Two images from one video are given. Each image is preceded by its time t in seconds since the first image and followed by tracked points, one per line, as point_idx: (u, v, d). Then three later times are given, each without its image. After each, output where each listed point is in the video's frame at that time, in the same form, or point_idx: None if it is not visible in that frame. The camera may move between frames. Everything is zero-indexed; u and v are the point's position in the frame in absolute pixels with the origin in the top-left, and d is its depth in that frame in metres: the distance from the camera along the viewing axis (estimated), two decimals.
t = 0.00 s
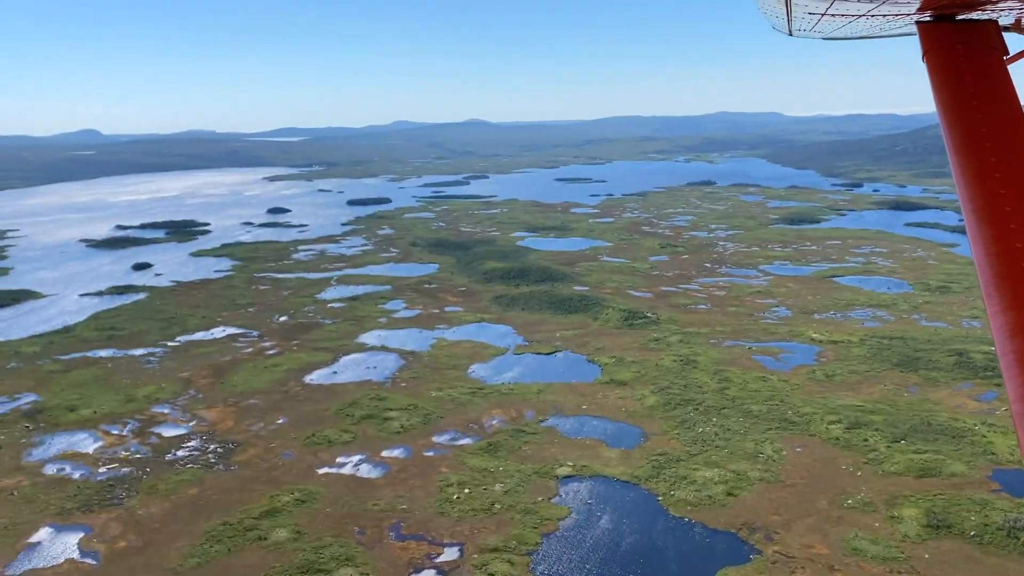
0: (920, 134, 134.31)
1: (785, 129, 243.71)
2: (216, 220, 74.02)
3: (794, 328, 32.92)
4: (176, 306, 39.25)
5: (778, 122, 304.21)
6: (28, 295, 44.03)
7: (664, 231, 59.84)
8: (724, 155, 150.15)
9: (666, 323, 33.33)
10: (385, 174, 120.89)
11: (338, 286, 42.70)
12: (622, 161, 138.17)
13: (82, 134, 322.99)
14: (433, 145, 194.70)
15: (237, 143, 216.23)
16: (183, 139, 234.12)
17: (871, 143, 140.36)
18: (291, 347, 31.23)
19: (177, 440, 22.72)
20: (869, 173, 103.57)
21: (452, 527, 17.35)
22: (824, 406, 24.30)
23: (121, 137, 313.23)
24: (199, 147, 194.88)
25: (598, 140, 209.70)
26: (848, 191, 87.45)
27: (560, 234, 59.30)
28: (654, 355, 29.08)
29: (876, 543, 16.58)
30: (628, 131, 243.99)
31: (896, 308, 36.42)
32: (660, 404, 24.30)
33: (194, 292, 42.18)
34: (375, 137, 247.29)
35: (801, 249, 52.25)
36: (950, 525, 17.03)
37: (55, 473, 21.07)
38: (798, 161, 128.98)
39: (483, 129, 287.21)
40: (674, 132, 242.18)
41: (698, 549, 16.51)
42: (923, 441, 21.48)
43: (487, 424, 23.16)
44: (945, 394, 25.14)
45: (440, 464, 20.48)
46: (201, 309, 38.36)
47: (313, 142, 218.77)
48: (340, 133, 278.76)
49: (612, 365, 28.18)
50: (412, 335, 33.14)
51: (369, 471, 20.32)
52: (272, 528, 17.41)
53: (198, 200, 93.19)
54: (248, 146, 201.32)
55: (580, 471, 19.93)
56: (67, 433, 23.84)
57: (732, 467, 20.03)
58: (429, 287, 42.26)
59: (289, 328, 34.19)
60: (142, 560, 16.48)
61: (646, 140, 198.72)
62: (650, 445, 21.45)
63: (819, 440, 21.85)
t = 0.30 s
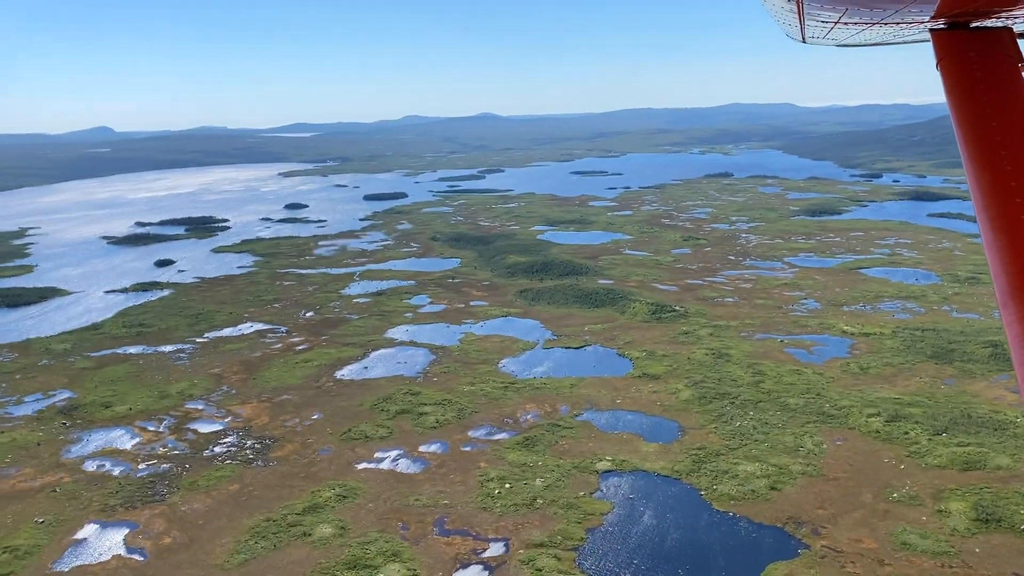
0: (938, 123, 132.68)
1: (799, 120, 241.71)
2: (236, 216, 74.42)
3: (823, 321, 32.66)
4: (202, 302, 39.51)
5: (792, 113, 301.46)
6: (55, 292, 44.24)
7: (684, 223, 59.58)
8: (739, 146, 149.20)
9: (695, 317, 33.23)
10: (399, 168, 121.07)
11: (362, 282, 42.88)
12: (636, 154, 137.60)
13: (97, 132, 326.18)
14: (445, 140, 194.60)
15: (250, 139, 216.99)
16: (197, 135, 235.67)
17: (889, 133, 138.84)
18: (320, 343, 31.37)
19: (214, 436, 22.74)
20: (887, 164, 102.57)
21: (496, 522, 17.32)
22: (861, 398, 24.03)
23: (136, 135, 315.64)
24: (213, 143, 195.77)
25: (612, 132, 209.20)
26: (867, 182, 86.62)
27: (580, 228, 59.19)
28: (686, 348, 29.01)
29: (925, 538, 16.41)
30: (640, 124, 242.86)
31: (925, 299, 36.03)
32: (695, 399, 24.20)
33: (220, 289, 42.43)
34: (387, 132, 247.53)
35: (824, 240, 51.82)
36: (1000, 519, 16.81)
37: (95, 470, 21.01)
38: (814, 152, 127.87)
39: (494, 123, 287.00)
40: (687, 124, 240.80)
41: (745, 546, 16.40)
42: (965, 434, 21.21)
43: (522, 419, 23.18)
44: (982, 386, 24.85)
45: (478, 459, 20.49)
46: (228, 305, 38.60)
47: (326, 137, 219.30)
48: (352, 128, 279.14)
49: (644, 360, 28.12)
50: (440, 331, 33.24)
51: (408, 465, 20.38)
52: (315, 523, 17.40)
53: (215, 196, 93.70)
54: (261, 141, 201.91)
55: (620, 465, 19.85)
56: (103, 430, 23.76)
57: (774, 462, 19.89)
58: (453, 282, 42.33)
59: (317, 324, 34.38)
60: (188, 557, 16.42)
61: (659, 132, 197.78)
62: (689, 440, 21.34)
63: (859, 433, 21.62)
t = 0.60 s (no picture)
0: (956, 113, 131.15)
1: (812, 112, 240.12)
2: (254, 213, 74.96)
3: (852, 313, 32.43)
4: (229, 299, 39.87)
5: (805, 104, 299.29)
6: (81, 290, 44.79)
7: (704, 217, 59.39)
8: (753, 139, 148.38)
9: (724, 311, 33.23)
10: (414, 164, 121.44)
11: (385, 278, 43.09)
12: (650, 147, 137.22)
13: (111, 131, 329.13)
14: (456, 136, 194.52)
15: (262, 137, 217.93)
16: (209, 133, 237.66)
17: (906, 125, 137.46)
18: (349, 340, 31.61)
19: (251, 433, 22.89)
20: (905, 155, 101.63)
21: (539, 518, 17.32)
22: (898, 391, 23.70)
23: (149, 133, 318.48)
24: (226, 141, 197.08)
25: (624, 126, 208.52)
26: (885, 174, 85.88)
27: (599, 222, 59.16)
28: (717, 343, 29.02)
29: (975, 533, 16.13)
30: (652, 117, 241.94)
31: (954, 292, 35.68)
32: (730, 393, 24.10)
33: (244, 286, 42.79)
34: (398, 128, 248.05)
35: (847, 233, 51.47)
36: None
37: (134, 467, 21.06)
38: (830, 144, 126.92)
39: (505, 118, 286.73)
40: (699, 117, 239.45)
41: (792, 540, 16.24)
42: (1008, 428, 20.89)
43: (556, 414, 23.21)
44: (1021, 379, 24.50)
45: (516, 455, 20.53)
46: (254, 302, 38.93)
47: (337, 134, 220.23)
48: (364, 125, 279.90)
49: (675, 354, 28.13)
50: (467, 326, 33.36)
51: (446, 461, 20.44)
52: (359, 520, 17.46)
53: (232, 194, 94.39)
54: (274, 139, 202.61)
55: (660, 461, 19.81)
56: (138, 427, 23.83)
57: (815, 456, 19.69)
58: (476, 277, 42.43)
59: (344, 320, 34.62)
60: (235, 553, 16.44)
61: (671, 126, 197.07)
62: (726, 435, 21.25)
63: (899, 426, 21.32)
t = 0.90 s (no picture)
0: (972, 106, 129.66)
1: (823, 105, 238.35)
2: (269, 211, 75.17)
3: (878, 308, 32.10)
4: (251, 296, 40.01)
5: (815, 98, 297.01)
6: (103, 288, 45.03)
7: (721, 212, 59.03)
8: (765, 134, 147.44)
9: (749, 306, 33.06)
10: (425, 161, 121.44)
11: (405, 274, 43.09)
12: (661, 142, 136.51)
13: (122, 129, 330.99)
14: (466, 132, 194.43)
15: (273, 135, 218.53)
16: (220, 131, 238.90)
17: (920, 117, 136.02)
18: (374, 337, 31.72)
19: (282, 430, 22.94)
20: (921, 149, 100.58)
21: (577, 515, 17.23)
22: (933, 386, 23.36)
23: (159, 131, 320.09)
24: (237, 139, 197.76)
25: (634, 120, 207.75)
26: (902, 167, 85.04)
27: (615, 218, 58.92)
28: (745, 339, 28.87)
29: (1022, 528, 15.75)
30: (662, 112, 240.79)
31: (982, 286, 35.22)
32: (762, 389, 23.93)
33: (265, 283, 42.91)
34: (407, 125, 248.13)
35: (867, 227, 50.99)
36: None
37: (168, 464, 20.98)
38: (844, 138, 125.84)
39: (514, 114, 286.16)
40: (710, 111, 238.00)
41: (836, 537, 16.00)
42: None
43: (587, 411, 23.12)
44: None
45: (550, 452, 20.47)
46: (276, 299, 39.05)
47: (347, 131, 220.55)
48: (373, 122, 280.21)
49: (703, 351, 27.97)
50: (490, 322, 33.31)
51: (480, 458, 20.41)
52: (397, 517, 17.45)
53: (246, 191, 94.71)
54: (284, 136, 203.12)
55: (696, 458, 19.68)
56: (169, 425, 23.82)
57: (852, 452, 19.46)
58: (496, 273, 42.36)
59: (367, 317, 34.67)
60: (275, 551, 16.44)
61: (682, 120, 196.07)
62: (761, 431, 21.07)
63: (937, 422, 20.99)
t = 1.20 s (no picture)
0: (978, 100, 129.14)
1: (827, 100, 237.68)
2: (278, 208, 75.11)
3: (898, 302, 31.93)
4: (266, 294, 39.97)
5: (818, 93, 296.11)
6: (117, 286, 44.99)
7: (732, 207, 58.87)
8: (770, 129, 146.95)
9: (768, 302, 32.90)
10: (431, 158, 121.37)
11: (418, 271, 43.00)
12: (667, 138, 136.17)
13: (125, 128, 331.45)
14: (470, 130, 194.27)
15: (277, 133, 218.70)
16: (223, 130, 238.93)
17: (927, 112, 135.47)
18: (392, 334, 31.69)
19: (307, 427, 22.90)
20: (929, 143, 100.13)
21: (611, 512, 17.14)
22: (961, 381, 23.15)
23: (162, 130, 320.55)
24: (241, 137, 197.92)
25: (638, 117, 207.41)
26: (911, 162, 84.68)
27: (625, 214, 58.79)
28: (766, 334, 28.72)
29: None
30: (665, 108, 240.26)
31: (1000, 280, 35.00)
32: (787, 384, 23.82)
33: (279, 281, 42.86)
34: (410, 122, 247.96)
35: (880, 221, 50.77)
36: None
37: (195, 463, 20.92)
38: (850, 133, 125.46)
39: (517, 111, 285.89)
40: (713, 107, 237.40)
41: (874, 534, 15.87)
42: None
43: (613, 407, 23.04)
44: None
45: (579, 448, 20.42)
46: (291, 297, 39.00)
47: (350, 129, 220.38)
48: (376, 120, 280.23)
49: (725, 346, 27.83)
50: (509, 319, 33.24)
51: (508, 454, 20.35)
52: (430, 514, 17.40)
53: (253, 189, 94.67)
54: (288, 134, 202.95)
55: (726, 454, 19.58)
56: (193, 423, 23.81)
57: (884, 447, 19.32)
58: (510, 270, 42.25)
59: (384, 314, 34.62)
60: (309, 549, 16.36)
61: (686, 116, 195.70)
62: (790, 427, 20.95)
63: (966, 417, 20.81)
